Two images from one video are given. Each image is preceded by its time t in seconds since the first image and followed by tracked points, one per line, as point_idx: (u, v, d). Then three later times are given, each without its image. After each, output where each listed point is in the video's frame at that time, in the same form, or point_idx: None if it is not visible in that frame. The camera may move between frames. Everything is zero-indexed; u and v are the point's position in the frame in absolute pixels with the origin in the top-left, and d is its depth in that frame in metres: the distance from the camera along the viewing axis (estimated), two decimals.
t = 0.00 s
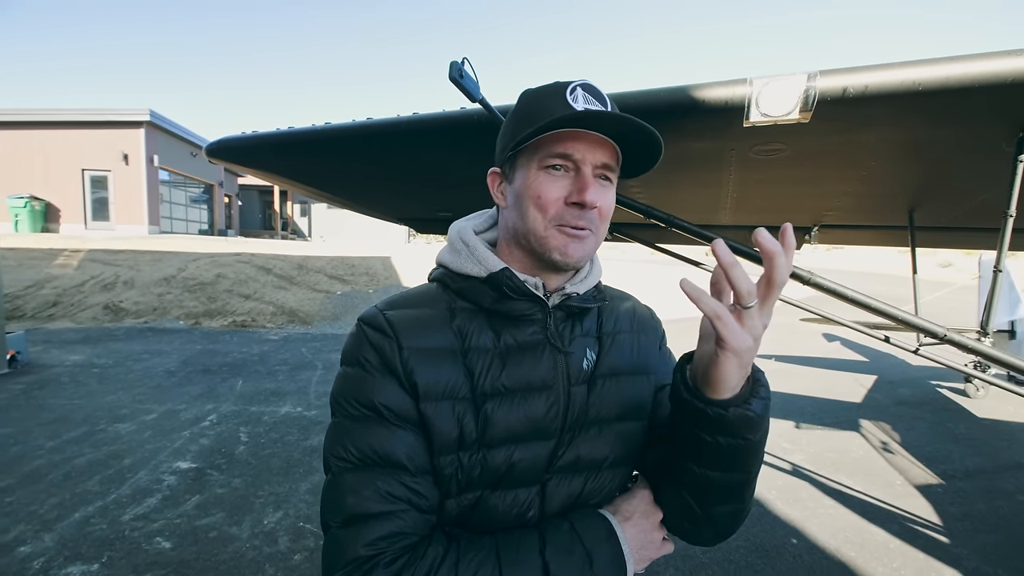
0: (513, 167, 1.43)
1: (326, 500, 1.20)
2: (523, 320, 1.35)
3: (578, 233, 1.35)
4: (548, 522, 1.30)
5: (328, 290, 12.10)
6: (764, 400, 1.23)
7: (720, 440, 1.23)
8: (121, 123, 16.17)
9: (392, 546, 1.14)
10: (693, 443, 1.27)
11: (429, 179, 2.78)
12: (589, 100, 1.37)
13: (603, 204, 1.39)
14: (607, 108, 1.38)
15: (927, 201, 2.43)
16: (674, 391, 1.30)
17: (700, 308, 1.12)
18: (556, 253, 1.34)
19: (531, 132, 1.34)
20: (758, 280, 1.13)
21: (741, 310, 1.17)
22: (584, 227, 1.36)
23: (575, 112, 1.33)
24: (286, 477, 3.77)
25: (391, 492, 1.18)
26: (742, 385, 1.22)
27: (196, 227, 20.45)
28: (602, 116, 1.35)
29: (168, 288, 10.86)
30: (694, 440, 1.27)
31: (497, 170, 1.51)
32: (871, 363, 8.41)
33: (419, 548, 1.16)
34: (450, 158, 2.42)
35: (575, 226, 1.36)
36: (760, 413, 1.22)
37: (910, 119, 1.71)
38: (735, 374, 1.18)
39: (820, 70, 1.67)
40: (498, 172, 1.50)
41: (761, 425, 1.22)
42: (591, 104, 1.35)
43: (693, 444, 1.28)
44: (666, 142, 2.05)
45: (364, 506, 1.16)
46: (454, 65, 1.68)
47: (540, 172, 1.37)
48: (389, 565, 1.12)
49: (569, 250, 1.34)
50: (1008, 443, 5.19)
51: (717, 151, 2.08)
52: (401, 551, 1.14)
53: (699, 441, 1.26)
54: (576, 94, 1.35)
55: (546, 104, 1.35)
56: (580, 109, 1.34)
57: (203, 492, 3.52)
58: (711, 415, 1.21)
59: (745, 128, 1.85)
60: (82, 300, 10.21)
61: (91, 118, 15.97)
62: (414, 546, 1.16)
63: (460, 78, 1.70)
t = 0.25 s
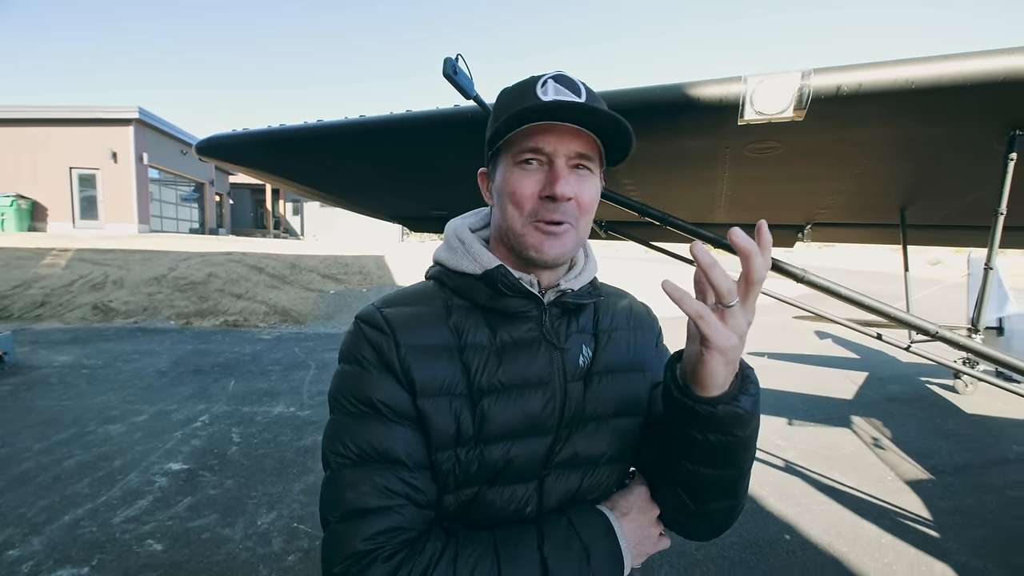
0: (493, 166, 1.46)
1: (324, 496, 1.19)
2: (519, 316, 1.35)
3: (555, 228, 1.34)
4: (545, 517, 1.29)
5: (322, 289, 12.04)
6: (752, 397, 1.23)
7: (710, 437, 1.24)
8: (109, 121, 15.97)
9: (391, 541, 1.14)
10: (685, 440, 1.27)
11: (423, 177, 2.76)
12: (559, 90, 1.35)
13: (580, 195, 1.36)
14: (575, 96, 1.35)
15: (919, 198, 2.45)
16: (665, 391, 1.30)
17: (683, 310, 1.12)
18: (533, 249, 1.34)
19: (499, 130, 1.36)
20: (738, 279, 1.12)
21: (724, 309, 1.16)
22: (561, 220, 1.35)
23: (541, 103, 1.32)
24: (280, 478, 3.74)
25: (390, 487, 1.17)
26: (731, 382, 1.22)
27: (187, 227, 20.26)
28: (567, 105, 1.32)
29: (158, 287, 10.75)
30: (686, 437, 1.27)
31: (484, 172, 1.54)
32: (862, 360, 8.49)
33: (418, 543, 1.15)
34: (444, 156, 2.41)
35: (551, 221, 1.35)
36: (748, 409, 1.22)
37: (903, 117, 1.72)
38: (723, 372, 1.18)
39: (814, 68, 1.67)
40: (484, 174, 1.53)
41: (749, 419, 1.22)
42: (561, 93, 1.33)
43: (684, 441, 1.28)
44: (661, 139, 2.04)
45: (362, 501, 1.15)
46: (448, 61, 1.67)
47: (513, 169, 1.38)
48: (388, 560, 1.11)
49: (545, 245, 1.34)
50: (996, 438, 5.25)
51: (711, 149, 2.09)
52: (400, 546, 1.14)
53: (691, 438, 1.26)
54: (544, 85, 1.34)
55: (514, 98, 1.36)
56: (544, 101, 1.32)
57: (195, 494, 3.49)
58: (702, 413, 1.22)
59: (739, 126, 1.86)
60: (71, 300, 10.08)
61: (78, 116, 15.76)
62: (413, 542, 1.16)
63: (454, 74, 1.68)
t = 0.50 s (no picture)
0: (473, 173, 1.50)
1: (332, 495, 1.18)
2: (521, 315, 1.34)
3: (532, 219, 1.35)
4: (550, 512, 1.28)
5: (319, 290, 12.00)
6: (749, 391, 1.23)
7: (710, 432, 1.23)
8: (104, 121, 15.88)
9: (400, 537, 1.13)
10: (683, 435, 1.27)
11: (421, 177, 2.75)
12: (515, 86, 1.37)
13: (551, 184, 1.36)
14: (529, 90, 1.37)
15: (917, 198, 2.45)
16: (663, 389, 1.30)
17: (681, 309, 1.10)
18: (513, 243, 1.36)
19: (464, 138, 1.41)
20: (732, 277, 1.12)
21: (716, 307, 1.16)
22: (538, 210, 1.35)
23: (497, 101, 1.35)
24: (277, 479, 3.72)
25: (398, 484, 1.16)
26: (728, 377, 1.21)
27: (183, 227, 20.16)
28: (519, 99, 1.35)
29: (154, 288, 10.69)
30: (685, 432, 1.27)
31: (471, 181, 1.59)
32: (858, 359, 8.52)
33: (426, 539, 1.14)
34: (442, 156, 2.39)
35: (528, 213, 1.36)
36: (745, 404, 1.22)
37: (903, 117, 1.72)
38: (719, 369, 1.18)
39: (814, 68, 1.67)
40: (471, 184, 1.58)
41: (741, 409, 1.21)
42: (516, 87, 1.36)
43: (682, 437, 1.28)
44: (660, 139, 2.04)
45: (370, 499, 1.14)
46: (448, 61, 1.66)
47: (486, 171, 1.42)
48: (398, 556, 1.11)
49: (522, 237, 1.35)
50: (992, 437, 5.28)
51: (711, 149, 2.08)
52: (409, 542, 1.13)
53: (690, 434, 1.26)
54: (501, 84, 1.38)
55: (477, 102, 1.41)
56: (498, 100, 1.35)
57: (192, 496, 3.47)
58: (700, 408, 1.21)
59: (738, 126, 1.85)
60: (66, 300, 10.02)
61: (73, 115, 15.67)
62: (421, 538, 1.15)
63: (454, 73, 1.68)
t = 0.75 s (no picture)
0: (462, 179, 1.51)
1: (339, 492, 1.17)
2: (520, 312, 1.33)
3: (517, 220, 1.35)
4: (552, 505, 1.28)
5: (314, 288, 11.96)
6: (743, 382, 1.22)
7: (707, 424, 1.23)
8: (98, 117, 15.75)
9: (409, 532, 1.12)
10: (679, 428, 1.27)
11: (418, 175, 2.74)
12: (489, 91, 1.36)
13: (532, 184, 1.36)
14: (500, 93, 1.35)
15: (914, 199, 2.46)
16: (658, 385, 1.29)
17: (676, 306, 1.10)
18: (501, 245, 1.36)
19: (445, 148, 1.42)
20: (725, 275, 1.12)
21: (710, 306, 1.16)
22: (523, 211, 1.35)
23: (471, 109, 1.35)
24: (273, 478, 3.71)
25: (405, 480, 1.15)
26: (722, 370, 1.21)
27: (177, 224, 20.04)
28: (490, 105, 1.33)
29: (149, 285, 10.62)
30: (680, 422, 1.26)
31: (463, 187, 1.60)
32: (853, 359, 8.56)
33: (434, 534, 1.14)
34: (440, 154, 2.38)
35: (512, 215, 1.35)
36: (739, 395, 1.21)
37: (902, 117, 1.72)
38: (713, 363, 1.18)
39: (815, 68, 1.67)
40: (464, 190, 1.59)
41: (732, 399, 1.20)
42: (491, 93, 1.35)
43: (678, 429, 1.27)
44: (659, 137, 2.04)
45: (378, 495, 1.13)
46: (447, 57, 1.65)
47: (470, 178, 1.43)
48: (407, 551, 1.10)
49: (509, 240, 1.34)
50: (985, 437, 5.31)
51: (710, 149, 2.08)
52: (417, 537, 1.12)
53: (686, 426, 1.25)
54: (475, 91, 1.37)
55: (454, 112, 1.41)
56: (471, 108, 1.35)
57: (187, 494, 3.44)
58: (698, 401, 1.20)
59: (738, 125, 1.85)
60: (59, 298, 9.94)
61: (67, 111, 15.54)
62: (429, 533, 1.14)
63: (453, 70, 1.67)
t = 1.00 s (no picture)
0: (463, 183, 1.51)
1: (342, 486, 1.16)
2: (520, 311, 1.33)
3: (516, 227, 1.34)
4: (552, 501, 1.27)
5: (314, 286, 11.95)
6: (743, 380, 1.21)
7: (707, 420, 1.22)
8: (98, 114, 15.71)
9: (410, 525, 1.11)
10: (680, 424, 1.26)
11: (419, 174, 2.73)
12: (489, 99, 1.34)
13: (532, 190, 1.35)
14: (498, 101, 1.33)
15: (915, 201, 2.46)
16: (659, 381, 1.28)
17: (677, 305, 1.09)
18: (500, 252, 1.36)
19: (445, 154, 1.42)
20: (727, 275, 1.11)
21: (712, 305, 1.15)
22: (523, 218, 1.34)
23: (470, 118, 1.34)
24: (271, 476, 3.70)
25: (407, 475, 1.15)
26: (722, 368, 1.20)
27: (177, 222, 20.01)
28: (488, 114, 1.32)
29: (148, 283, 10.60)
30: (681, 419, 1.25)
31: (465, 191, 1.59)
32: (852, 361, 8.57)
33: (435, 527, 1.13)
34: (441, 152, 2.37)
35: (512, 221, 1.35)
36: (738, 392, 1.20)
37: (905, 118, 1.71)
38: (714, 361, 1.17)
39: (818, 68, 1.66)
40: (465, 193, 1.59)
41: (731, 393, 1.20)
42: (490, 101, 1.33)
43: (678, 424, 1.27)
44: (661, 137, 2.03)
45: (381, 489, 1.13)
46: (450, 55, 1.65)
47: (470, 184, 1.42)
48: (409, 543, 1.09)
49: (508, 246, 1.34)
50: (984, 439, 5.32)
51: (712, 149, 2.08)
52: (419, 530, 1.11)
53: (685, 422, 1.25)
54: (474, 99, 1.36)
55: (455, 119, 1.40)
56: (469, 117, 1.34)
57: (185, 493, 3.43)
58: (698, 397, 1.20)
59: (740, 125, 1.85)
60: (58, 295, 9.92)
61: (66, 108, 15.50)
62: (430, 526, 1.13)
63: (456, 68, 1.67)
